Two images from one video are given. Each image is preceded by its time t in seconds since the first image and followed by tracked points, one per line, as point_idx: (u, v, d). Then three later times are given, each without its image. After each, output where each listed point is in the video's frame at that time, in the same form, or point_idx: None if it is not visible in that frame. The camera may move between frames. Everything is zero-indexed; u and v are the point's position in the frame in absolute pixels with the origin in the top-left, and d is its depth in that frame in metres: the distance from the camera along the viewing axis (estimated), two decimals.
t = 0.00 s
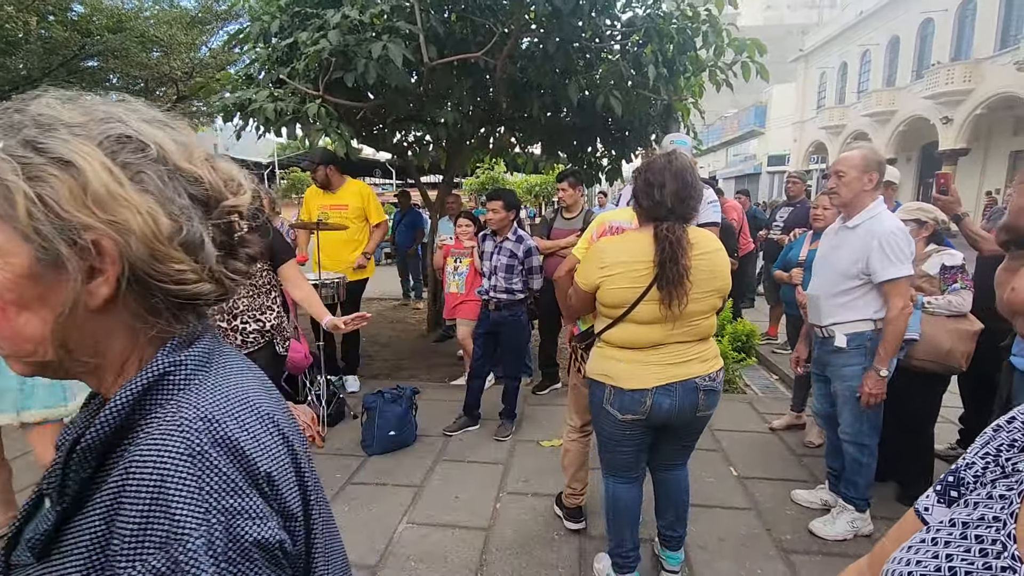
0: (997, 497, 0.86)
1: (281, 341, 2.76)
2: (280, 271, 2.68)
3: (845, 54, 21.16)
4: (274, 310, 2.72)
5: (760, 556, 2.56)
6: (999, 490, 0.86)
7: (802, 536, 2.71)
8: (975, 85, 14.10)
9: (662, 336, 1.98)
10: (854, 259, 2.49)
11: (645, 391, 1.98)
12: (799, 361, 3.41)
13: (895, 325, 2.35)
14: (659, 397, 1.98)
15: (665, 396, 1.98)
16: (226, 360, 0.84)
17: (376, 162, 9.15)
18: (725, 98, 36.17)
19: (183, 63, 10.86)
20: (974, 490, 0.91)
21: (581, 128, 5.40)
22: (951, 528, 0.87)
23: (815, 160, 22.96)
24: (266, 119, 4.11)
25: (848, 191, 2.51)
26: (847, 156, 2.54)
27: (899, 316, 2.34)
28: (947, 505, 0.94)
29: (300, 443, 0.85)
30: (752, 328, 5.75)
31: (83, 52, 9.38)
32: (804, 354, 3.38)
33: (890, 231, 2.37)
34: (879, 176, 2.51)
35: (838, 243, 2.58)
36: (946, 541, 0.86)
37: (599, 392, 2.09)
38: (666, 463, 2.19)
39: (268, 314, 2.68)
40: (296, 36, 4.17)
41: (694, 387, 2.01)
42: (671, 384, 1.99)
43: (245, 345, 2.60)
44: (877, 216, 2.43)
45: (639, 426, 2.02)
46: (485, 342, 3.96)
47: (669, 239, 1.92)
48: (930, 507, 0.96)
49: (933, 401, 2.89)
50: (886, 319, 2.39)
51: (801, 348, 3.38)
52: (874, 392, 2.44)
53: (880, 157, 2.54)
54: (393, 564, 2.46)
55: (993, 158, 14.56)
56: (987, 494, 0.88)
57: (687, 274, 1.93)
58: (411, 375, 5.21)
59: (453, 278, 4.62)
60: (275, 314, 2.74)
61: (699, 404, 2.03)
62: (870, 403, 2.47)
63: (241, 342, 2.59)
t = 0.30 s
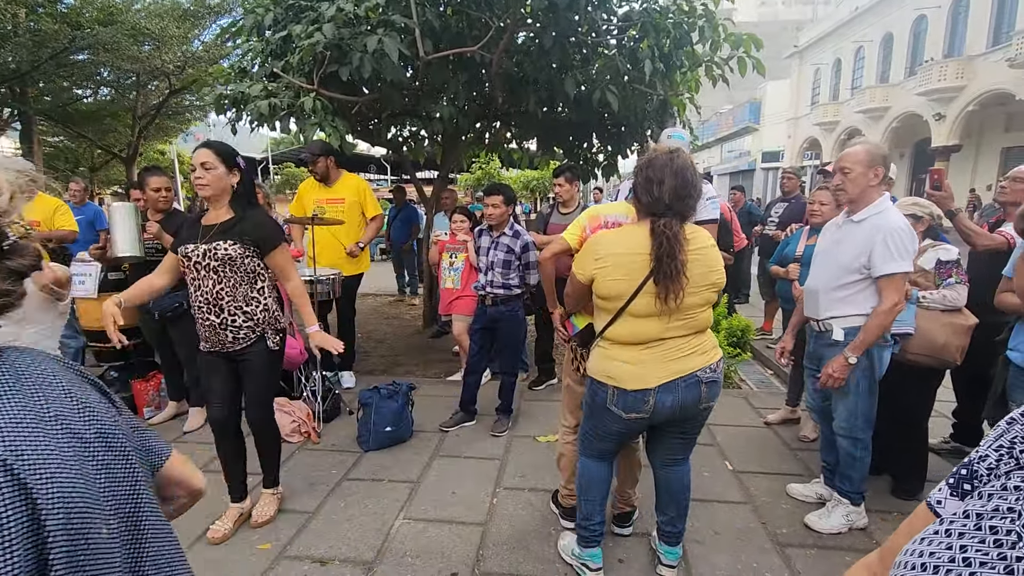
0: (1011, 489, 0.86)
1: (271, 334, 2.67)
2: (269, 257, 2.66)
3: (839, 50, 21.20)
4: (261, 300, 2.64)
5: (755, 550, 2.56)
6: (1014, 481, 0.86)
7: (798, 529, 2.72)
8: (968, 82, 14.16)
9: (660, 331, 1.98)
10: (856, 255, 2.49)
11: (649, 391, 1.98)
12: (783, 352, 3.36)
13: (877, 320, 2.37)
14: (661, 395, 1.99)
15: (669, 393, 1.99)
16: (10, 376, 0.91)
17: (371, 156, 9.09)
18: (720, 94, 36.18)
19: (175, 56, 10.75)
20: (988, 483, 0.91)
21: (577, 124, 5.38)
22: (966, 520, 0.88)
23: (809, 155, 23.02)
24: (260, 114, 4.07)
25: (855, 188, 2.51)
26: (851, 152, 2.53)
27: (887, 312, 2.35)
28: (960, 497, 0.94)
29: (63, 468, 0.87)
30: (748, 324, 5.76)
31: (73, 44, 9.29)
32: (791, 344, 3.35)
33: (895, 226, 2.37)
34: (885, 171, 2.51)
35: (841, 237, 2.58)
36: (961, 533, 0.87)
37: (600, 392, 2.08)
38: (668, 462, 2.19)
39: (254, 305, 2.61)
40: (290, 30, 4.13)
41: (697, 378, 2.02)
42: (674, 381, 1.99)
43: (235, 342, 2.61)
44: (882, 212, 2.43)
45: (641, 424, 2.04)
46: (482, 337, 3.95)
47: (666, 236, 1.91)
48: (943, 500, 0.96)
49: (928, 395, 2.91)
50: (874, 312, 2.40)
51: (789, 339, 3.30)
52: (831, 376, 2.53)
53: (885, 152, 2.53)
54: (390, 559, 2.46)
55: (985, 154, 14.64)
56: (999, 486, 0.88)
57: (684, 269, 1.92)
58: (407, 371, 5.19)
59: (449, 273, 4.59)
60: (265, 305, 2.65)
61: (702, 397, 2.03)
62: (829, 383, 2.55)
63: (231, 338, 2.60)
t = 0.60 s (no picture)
0: (1022, 487, 0.85)
1: (268, 339, 2.63)
2: (274, 268, 2.66)
3: (834, 48, 21.24)
4: (263, 306, 2.64)
5: (752, 546, 2.56)
6: None
7: (794, 526, 2.72)
8: (962, 80, 14.22)
9: (627, 327, 1.97)
10: (855, 252, 2.48)
11: (605, 385, 1.99)
12: (788, 350, 3.40)
13: (877, 319, 2.37)
14: (618, 390, 1.98)
15: (626, 390, 1.99)
16: None
17: (365, 153, 9.04)
18: (715, 91, 36.21)
19: (167, 51, 10.66)
20: (997, 482, 0.90)
21: (573, 120, 5.37)
22: (975, 520, 0.87)
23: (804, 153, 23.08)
24: (253, 109, 4.02)
25: (859, 184, 2.51)
26: (859, 148, 2.51)
27: (885, 311, 2.35)
28: (969, 497, 0.94)
29: None
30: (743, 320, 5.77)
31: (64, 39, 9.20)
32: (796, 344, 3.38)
33: (897, 224, 2.36)
34: (891, 169, 2.50)
35: (842, 234, 2.59)
36: (971, 533, 0.86)
37: (563, 383, 2.12)
38: (645, 460, 2.18)
39: (255, 311, 2.60)
40: (284, 24, 4.09)
41: (658, 380, 2.00)
42: (631, 380, 1.98)
43: (232, 344, 2.57)
44: (884, 210, 2.43)
45: (600, 419, 2.04)
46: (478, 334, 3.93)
47: (640, 230, 1.90)
48: (951, 499, 0.95)
49: (924, 391, 2.91)
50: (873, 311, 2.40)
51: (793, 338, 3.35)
52: (836, 377, 2.51)
53: (891, 149, 2.52)
54: (387, 557, 2.44)
55: (978, 152, 14.71)
56: (1007, 485, 0.88)
57: (654, 266, 1.91)
58: (402, 368, 5.17)
59: (445, 271, 4.61)
60: (268, 311, 2.65)
61: (662, 399, 2.02)
62: (833, 386, 2.54)
63: (228, 340, 2.57)
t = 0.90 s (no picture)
0: (1020, 491, 0.86)
1: (264, 336, 2.66)
2: (269, 255, 2.67)
3: (827, 47, 21.32)
4: (257, 299, 2.64)
5: (746, 545, 2.56)
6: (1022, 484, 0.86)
7: (788, 524, 2.73)
8: (954, 80, 14.30)
9: (603, 322, 1.97)
10: (851, 250, 2.50)
11: (578, 379, 1.99)
12: (789, 350, 3.42)
13: (878, 318, 2.38)
14: (592, 386, 1.98)
15: (599, 386, 1.98)
16: None
17: (360, 151, 9.01)
18: (710, 90, 36.27)
19: (160, 48, 10.58)
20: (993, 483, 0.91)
21: (568, 118, 5.36)
22: (974, 525, 0.87)
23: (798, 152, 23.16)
24: (246, 107, 3.98)
25: (857, 181, 2.51)
26: (861, 145, 2.52)
27: (885, 310, 2.36)
28: (965, 498, 0.94)
29: None
30: (738, 319, 5.79)
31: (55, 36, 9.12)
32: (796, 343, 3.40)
33: (893, 223, 2.37)
34: (890, 168, 2.51)
35: (838, 233, 2.60)
36: (969, 538, 0.86)
37: (541, 376, 2.13)
38: (627, 455, 2.18)
39: (249, 305, 2.60)
40: (277, 21, 4.06)
41: (632, 378, 1.99)
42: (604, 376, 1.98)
43: (227, 342, 2.57)
44: (880, 208, 2.44)
45: (574, 414, 2.04)
46: (473, 333, 3.93)
47: (620, 225, 1.90)
48: (948, 501, 0.96)
49: (917, 389, 2.93)
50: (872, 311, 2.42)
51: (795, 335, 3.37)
52: (842, 380, 2.50)
53: (892, 149, 2.53)
54: (381, 557, 2.44)
55: (970, 151, 14.80)
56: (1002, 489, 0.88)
57: (632, 265, 1.91)
58: (397, 368, 5.16)
59: (440, 270, 4.60)
60: (259, 305, 2.65)
61: (634, 398, 2.00)
62: (840, 390, 2.52)
63: (223, 338, 2.56)
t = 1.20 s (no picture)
0: (999, 488, 0.83)
1: (257, 336, 2.59)
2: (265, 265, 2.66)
3: (821, 48, 21.41)
4: (252, 304, 2.61)
5: (740, 544, 2.57)
6: (1001, 480, 0.84)
7: (782, 523, 2.74)
8: (946, 81, 14.39)
9: (613, 326, 1.96)
10: (844, 251, 2.51)
11: (593, 387, 1.97)
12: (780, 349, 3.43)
13: (867, 318, 2.39)
14: (606, 392, 1.97)
15: (614, 392, 1.98)
16: None
17: (355, 150, 8.99)
18: (704, 91, 36.36)
19: (153, 47, 10.53)
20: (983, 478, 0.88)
21: (563, 118, 5.36)
22: (960, 523, 0.82)
23: (792, 152, 23.26)
24: (240, 107, 3.96)
25: (850, 182, 2.52)
26: (853, 146, 2.54)
27: (874, 311, 2.37)
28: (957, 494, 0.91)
29: None
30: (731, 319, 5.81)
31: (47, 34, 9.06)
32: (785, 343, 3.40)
33: (885, 224, 2.39)
34: (882, 170, 2.52)
35: (830, 234, 2.61)
36: (955, 536, 0.81)
37: (550, 383, 2.09)
38: (625, 458, 2.19)
39: (246, 309, 2.57)
40: (272, 20, 4.04)
41: (645, 381, 2.00)
42: (617, 382, 1.98)
43: (219, 343, 2.54)
44: (872, 210, 2.45)
45: (585, 419, 2.03)
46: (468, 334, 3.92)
47: (622, 229, 1.91)
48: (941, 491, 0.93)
49: (909, 389, 2.94)
50: (862, 311, 2.43)
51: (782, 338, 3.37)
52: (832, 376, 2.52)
53: (884, 150, 2.54)
54: (376, 558, 2.43)
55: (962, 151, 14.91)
56: (990, 486, 0.85)
57: (637, 267, 1.92)
58: (392, 368, 5.15)
59: (436, 270, 4.60)
60: (256, 307, 2.63)
61: (647, 401, 2.02)
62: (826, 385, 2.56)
63: (215, 339, 2.54)
